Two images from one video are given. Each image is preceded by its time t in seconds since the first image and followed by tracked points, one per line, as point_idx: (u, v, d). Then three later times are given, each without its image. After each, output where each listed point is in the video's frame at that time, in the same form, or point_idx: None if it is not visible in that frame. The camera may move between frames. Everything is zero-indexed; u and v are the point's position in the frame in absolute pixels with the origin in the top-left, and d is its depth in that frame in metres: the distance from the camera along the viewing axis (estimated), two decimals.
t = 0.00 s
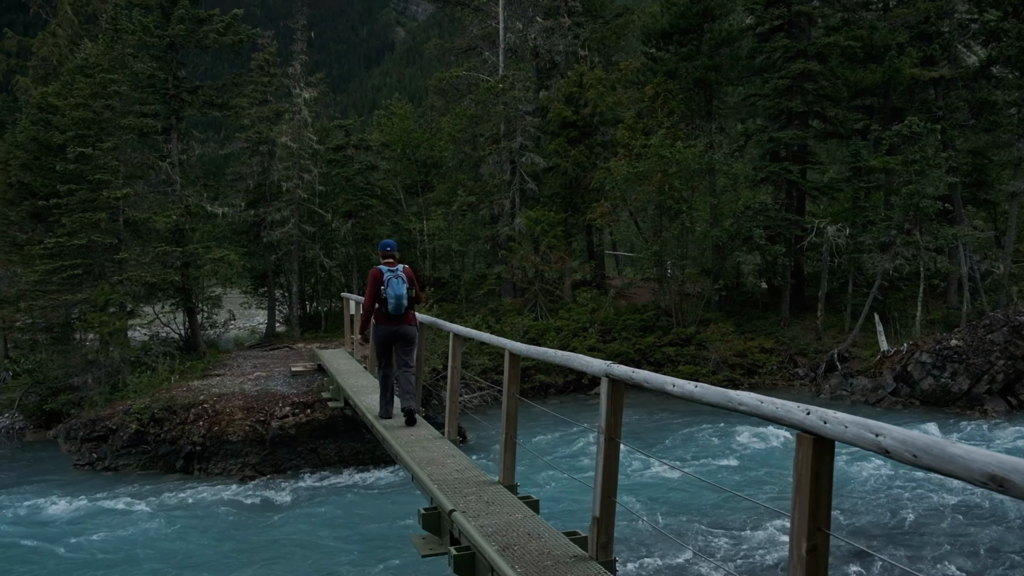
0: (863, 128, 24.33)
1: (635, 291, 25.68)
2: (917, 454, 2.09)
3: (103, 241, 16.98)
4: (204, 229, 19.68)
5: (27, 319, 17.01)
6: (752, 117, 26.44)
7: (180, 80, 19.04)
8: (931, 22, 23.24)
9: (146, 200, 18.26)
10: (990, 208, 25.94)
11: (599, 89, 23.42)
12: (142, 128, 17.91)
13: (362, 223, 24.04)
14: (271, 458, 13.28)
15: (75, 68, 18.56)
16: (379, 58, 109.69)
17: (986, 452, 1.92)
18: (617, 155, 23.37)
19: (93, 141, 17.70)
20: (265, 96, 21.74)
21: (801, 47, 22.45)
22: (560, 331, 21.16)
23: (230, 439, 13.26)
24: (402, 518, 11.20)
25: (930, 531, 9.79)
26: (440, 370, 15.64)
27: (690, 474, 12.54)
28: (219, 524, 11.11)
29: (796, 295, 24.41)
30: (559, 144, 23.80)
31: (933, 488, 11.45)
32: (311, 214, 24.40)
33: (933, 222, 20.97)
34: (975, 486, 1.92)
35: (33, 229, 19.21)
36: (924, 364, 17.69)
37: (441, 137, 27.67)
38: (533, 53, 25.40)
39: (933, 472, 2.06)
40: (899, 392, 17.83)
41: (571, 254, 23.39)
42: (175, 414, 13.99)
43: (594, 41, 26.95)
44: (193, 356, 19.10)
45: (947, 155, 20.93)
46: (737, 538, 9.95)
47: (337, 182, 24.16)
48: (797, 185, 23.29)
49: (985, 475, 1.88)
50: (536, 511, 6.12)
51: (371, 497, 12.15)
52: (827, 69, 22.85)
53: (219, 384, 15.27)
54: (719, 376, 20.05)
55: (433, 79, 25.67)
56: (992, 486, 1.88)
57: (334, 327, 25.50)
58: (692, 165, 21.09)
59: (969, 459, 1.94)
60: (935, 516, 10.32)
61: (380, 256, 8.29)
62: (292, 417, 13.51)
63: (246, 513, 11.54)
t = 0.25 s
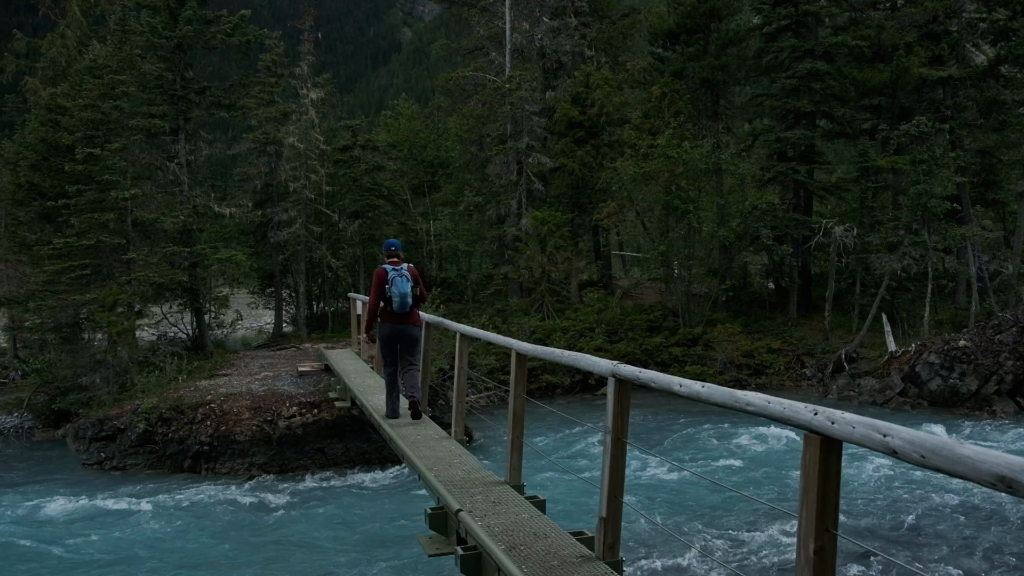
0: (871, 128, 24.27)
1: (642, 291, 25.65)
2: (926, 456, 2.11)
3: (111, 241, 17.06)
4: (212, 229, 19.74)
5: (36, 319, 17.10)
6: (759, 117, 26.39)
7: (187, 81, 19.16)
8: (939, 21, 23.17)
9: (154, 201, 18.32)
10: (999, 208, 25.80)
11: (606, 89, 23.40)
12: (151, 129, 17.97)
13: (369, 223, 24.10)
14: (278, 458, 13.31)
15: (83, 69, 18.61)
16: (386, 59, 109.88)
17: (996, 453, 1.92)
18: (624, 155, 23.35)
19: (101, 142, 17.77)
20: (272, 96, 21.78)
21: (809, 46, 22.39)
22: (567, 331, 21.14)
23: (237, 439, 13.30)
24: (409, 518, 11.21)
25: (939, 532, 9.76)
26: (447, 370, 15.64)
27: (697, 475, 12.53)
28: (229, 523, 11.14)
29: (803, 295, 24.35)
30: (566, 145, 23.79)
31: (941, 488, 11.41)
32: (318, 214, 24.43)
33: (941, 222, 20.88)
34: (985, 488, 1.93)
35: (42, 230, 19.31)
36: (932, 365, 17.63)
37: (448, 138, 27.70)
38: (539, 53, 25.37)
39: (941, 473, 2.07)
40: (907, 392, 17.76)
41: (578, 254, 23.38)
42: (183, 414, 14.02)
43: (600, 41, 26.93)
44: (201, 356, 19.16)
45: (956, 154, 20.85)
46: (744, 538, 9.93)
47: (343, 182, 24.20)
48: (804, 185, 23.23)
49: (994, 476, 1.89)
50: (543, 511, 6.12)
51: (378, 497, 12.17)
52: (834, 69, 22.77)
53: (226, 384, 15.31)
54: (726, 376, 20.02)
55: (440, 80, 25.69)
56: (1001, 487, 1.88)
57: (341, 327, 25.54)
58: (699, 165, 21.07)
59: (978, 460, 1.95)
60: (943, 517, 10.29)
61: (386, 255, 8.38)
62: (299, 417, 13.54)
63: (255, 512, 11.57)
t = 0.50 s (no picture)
0: (880, 128, 24.17)
1: (650, 292, 25.62)
2: (935, 456, 2.09)
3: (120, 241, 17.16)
4: (220, 229, 19.80)
5: (47, 319, 17.23)
6: (768, 117, 26.32)
7: (196, 82, 19.01)
8: (949, 20, 23.14)
9: (163, 201, 18.39)
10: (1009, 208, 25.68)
11: (613, 89, 23.40)
12: (160, 130, 18.04)
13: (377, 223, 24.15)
14: (286, 458, 13.34)
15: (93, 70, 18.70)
16: (394, 60, 110.11)
17: (1005, 454, 1.91)
18: (631, 155, 23.33)
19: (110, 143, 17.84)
20: (280, 97, 21.83)
21: (817, 46, 22.31)
22: (575, 331, 21.12)
23: (245, 439, 13.34)
24: (417, 518, 11.22)
25: (948, 533, 9.72)
26: (455, 370, 15.66)
27: (705, 475, 12.51)
28: (238, 523, 11.16)
29: (812, 295, 24.27)
30: (574, 145, 23.78)
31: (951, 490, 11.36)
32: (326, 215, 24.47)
33: (951, 222, 20.77)
34: (994, 489, 1.92)
35: (52, 231, 19.42)
36: (942, 365, 17.54)
37: (456, 138, 27.73)
38: (547, 53, 25.34)
39: (950, 474, 2.06)
40: (916, 393, 17.68)
41: (585, 255, 23.36)
42: (192, 414, 14.07)
43: (608, 41, 26.90)
44: (209, 356, 19.23)
45: (965, 154, 20.76)
46: (752, 539, 9.91)
47: (351, 183, 24.25)
48: (813, 186, 23.16)
49: (1003, 478, 1.88)
50: (551, 511, 6.12)
51: (386, 497, 12.18)
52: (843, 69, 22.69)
53: (235, 384, 15.36)
54: (734, 376, 19.97)
55: (448, 80, 25.71)
56: (1010, 489, 1.87)
57: (349, 327, 25.59)
58: (708, 166, 21.02)
59: (988, 461, 1.94)
60: (952, 518, 10.24)
61: (393, 254, 8.59)
62: (308, 417, 13.57)
63: (263, 511, 11.60)
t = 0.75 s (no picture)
0: (888, 127, 24.09)
1: (657, 292, 25.59)
2: (944, 457, 2.09)
3: (129, 242, 17.21)
4: (228, 230, 19.86)
5: (56, 319, 17.29)
6: (775, 116, 26.25)
7: (204, 83, 19.33)
8: (957, 19, 23.03)
9: (172, 202, 18.45)
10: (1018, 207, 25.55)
11: (620, 90, 23.39)
12: (168, 131, 18.09)
13: (384, 224, 24.18)
14: (293, 457, 13.37)
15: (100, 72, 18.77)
16: (401, 60, 110.32)
17: (1015, 455, 1.91)
18: (638, 155, 23.31)
19: (119, 144, 17.91)
20: (288, 98, 21.87)
21: (824, 45, 22.22)
22: (581, 332, 21.11)
23: (253, 439, 13.37)
24: (425, 518, 11.22)
25: (957, 534, 9.67)
26: (461, 370, 15.67)
27: (712, 475, 12.48)
28: (246, 523, 11.18)
29: (819, 295, 24.20)
30: (580, 145, 23.76)
31: (959, 490, 11.30)
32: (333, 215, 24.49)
33: (959, 222, 20.67)
34: (1004, 490, 1.91)
35: (61, 232, 19.51)
36: (950, 366, 17.47)
37: (462, 139, 27.74)
38: (553, 54, 25.31)
39: (960, 474, 2.05)
40: (924, 394, 17.61)
41: (592, 255, 23.34)
42: (200, 414, 14.12)
43: (614, 41, 26.86)
44: (217, 356, 19.29)
45: (974, 153, 20.66)
46: (761, 539, 9.87)
47: (358, 183, 24.29)
48: (820, 185, 23.09)
49: (1013, 478, 1.87)
50: (558, 511, 6.11)
51: (393, 497, 12.19)
52: (850, 68, 22.61)
53: (243, 384, 15.41)
54: (741, 377, 19.93)
55: (454, 80, 25.73)
56: (1021, 489, 1.87)
57: (355, 327, 25.64)
58: (715, 166, 20.97)
59: (997, 461, 1.93)
60: (961, 518, 10.19)
61: (398, 254, 8.70)
62: (315, 417, 13.60)
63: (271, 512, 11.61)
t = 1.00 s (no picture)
0: (897, 126, 23.99)
1: (665, 292, 25.55)
2: (954, 458, 2.07)
3: (138, 243, 17.27)
4: (236, 230, 19.91)
5: (66, 319, 17.37)
6: (783, 116, 26.19)
7: (212, 85, 19.41)
8: (967, 18, 22.93)
9: (181, 203, 18.51)
10: None
11: (628, 89, 23.37)
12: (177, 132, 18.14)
13: (392, 224, 24.22)
14: (302, 458, 13.39)
15: (110, 73, 18.82)
16: (409, 61, 110.53)
17: None
18: (646, 155, 23.29)
19: (128, 145, 17.97)
20: (296, 99, 21.94)
21: (833, 45, 22.14)
22: (589, 332, 21.08)
23: (262, 439, 13.40)
24: (433, 518, 11.23)
25: (968, 535, 9.61)
26: (469, 370, 15.68)
27: (720, 476, 12.45)
28: (255, 523, 11.19)
29: (828, 295, 24.12)
30: (588, 146, 23.73)
31: (970, 491, 11.24)
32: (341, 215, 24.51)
33: (969, 222, 20.57)
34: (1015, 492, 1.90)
35: (71, 232, 19.60)
36: (960, 366, 17.38)
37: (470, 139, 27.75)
38: (561, 54, 25.29)
39: (970, 476, 2.04)
40: (934, 394, 17.52)
41: (600, 255, 23.32)
42: (208, 414, 14.17)
43: (622, 41, 26.83)
44: (226, 356, 19.36)
45: (984, 153, 20.56)
46: (770, 540, 9.83)
47: (366, 184, 24.33)
48: (829, 185, 23.00)
49: None
50: (566, 512, 6.11)
51: (401, 497, 12.20)
52: (859, 67, 22.53)
53: (252, 384, 15.46)
54: (749, 377, 19.88)
55: (462, 81, 25.77)
56: None
57: (364, 327, 25.69)
58: (723, 165, 20.92)
59: (1008, 462, 1.92)
60: (972, 519, 10.13)
61: (404, 255, 8.79)
62: (323, 417, 13.63)
63: (280, 512, 11.62)
